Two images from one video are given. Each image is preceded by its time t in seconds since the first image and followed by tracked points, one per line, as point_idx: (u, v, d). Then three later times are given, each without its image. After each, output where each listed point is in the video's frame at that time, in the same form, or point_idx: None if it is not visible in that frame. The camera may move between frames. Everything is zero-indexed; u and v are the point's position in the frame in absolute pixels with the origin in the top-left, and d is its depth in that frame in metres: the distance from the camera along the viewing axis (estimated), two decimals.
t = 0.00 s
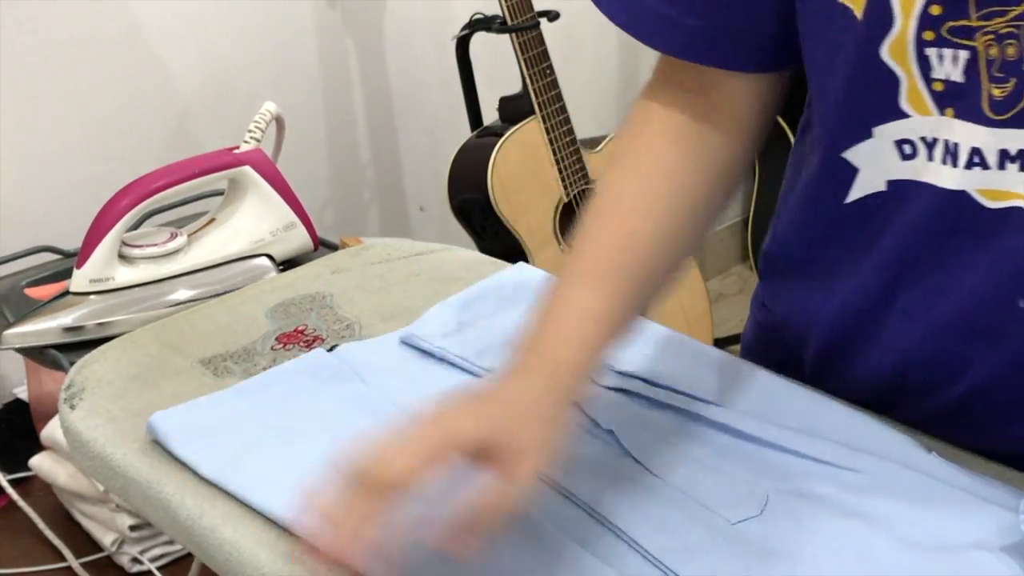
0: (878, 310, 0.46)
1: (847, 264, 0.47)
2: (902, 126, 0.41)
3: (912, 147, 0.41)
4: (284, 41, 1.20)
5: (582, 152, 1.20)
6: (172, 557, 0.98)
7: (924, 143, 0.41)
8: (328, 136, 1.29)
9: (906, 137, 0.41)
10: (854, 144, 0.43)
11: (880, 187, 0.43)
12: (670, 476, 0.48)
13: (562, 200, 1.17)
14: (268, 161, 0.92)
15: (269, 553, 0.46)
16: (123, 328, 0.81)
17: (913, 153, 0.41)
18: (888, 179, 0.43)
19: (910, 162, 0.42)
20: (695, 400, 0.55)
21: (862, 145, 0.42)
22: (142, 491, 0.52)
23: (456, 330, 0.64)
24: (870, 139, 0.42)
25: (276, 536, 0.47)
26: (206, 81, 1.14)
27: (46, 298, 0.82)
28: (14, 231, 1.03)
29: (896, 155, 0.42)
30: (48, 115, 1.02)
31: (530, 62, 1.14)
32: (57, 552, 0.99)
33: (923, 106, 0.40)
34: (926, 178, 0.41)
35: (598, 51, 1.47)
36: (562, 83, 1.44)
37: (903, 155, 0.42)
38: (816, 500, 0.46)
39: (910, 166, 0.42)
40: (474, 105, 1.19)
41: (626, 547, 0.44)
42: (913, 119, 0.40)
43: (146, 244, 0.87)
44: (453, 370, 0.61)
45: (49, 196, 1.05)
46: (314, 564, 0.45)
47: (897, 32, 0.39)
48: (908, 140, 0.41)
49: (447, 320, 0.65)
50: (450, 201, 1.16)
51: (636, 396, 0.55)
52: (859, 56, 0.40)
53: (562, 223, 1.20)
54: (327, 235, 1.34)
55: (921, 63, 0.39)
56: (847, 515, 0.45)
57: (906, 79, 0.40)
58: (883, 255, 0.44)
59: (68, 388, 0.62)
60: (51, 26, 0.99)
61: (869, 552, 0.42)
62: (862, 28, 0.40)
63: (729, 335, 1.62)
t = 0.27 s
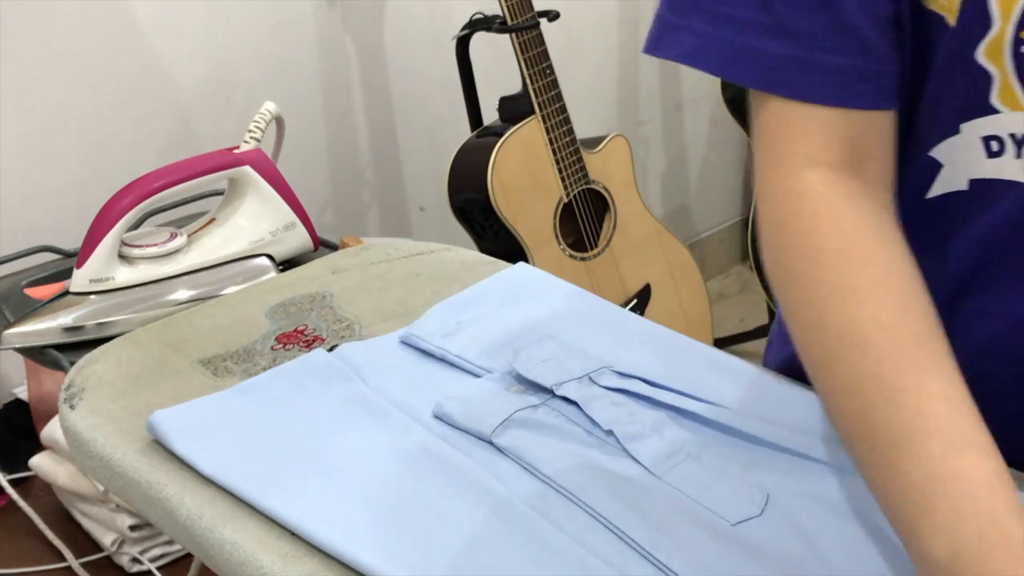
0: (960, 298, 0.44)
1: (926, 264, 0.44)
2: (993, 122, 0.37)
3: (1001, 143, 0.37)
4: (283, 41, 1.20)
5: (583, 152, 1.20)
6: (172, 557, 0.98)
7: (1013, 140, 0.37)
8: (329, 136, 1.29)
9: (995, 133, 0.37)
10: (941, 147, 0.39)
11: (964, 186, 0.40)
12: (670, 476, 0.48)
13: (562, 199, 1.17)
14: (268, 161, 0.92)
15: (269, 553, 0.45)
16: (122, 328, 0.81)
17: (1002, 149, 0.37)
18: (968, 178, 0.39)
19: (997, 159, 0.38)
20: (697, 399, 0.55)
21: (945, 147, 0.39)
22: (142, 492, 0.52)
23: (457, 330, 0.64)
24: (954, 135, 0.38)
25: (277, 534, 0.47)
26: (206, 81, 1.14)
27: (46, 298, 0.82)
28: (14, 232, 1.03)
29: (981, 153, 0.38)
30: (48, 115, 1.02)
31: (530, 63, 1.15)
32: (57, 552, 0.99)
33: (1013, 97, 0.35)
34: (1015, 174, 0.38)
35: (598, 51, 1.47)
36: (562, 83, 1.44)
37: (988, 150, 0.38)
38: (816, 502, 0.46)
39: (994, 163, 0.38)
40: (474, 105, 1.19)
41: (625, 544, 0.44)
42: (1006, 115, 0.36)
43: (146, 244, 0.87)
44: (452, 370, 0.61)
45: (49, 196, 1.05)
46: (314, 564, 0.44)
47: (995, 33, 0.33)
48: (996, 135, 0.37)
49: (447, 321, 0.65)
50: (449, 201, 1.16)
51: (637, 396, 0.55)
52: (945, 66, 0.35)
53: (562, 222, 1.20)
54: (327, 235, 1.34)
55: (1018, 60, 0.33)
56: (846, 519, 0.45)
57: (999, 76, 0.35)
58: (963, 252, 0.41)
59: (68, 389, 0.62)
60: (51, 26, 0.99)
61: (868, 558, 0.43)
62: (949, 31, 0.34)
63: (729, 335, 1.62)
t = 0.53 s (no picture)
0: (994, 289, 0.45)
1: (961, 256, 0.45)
2: None
3: None
4: (283, 41, 1.20)
5: (583, 152, 1.21)
6: (172, 557, 0.98)
7: None
8: (329, 136, 1.29)
9: None
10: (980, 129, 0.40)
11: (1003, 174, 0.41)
12: (670, 475, 0.48)
13: (562, 199, 1.18)
14: (268, 161, 0.92)
15: (270, 553, 0.45)
16: (122, 328, 0.81)
17: None
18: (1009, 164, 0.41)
19: None
20: (697, 399, 0.55)
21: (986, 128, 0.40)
22: (143, 492, 0.52)
23: (457, 330, 0.64)
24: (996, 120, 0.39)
25: (278, 534, 0.47)
26: (205, 81, 1.14)
27: (46, 298, 0.82)
28: (13, 232, 1.03)
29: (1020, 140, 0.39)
30: (47, 115, 1.02)
31: (530, 63, 1.15)
32: (57, 552, 0.99)
33: None
34: None
35: (598, 51, 1.47)
36: (562, 83, 1.44)
37: None
38: (817, 501, 0.46)
39: None
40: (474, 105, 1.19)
41: (625, 542, 0.44)
42: None
43: (146, 244, 0.87)
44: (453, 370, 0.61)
45: (49, 196, 1.05)
46: (314, 564, 0.44)
47: None
48: None
49: (448, 321, 0.65)
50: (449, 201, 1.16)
51: (637, 396, 0.55)
52: (993, 46, 0.37)
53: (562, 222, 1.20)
54: (327, 235, 1.34)
55: None
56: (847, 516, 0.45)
57: None
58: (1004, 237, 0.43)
59: (68, 388, 0.62)
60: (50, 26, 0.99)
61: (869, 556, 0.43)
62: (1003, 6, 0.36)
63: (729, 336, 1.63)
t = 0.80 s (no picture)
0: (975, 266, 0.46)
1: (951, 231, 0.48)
2: (1015, 75, 0.44)
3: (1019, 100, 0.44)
4: (283, 41, 1.20)
5: (583, 152, 1.21)
6: (172, 557, 0.98)
7: None
8: (329, 135, 1.29)
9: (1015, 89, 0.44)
10: (966, 91, 0.46)
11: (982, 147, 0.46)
12: (670, 475, 0.49)
13: (562, 199, 1.18)
14: (268, 161, 0.92)
15: (269, 552, 0.45)
16: (122, 328, 0.81)
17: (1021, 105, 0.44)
18: (987, 138, 0.45)
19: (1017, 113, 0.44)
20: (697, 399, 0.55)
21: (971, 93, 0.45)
22: (143, 492, 0.52)
23: (457, 330, 0.64)
24: (978, 87, 0.45)
25: (280, 535, 0.47)
26: (205, 81, 1.14)
27: (46, 298, 0.82)
28: (13, 233, 1.03)
29: (1003, 108, 0.44)
30: (48, 116, 1.02)
31: (530, 63, 1.15)
32: (57, 552, 0.99)
33: None
34: None
35: (598, 50, 1.47)
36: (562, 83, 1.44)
37: (1008, 107, 0.44)
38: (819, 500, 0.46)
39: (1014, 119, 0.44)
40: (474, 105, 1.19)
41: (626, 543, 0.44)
42: None
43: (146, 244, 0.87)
44: (453, 371, 0.61)
45: (49, 196, 1.05)
46: (314, 564, 0.45)
47: None
48: (1015, 93, 0.44)
49: (448, 321, 0.65)
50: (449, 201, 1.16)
51: (637, 395, 0.55)
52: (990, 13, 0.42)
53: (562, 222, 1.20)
54: (327, 235, 1.34)
55: None
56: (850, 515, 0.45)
57: None
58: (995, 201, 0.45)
59: (68, 388, 0.62)
60: (50, 27, 0.99)
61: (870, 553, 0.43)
62: None
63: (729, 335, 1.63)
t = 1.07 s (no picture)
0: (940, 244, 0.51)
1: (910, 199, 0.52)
2: (971, 58, 0.47)
3: (974, 82, 0.47)
4: (283, 41, 1.20)
5: (583, 152, 1.21)
6: (172, 557, 0.98)
7: (988, 78, 0.46)
8: (329, 135, 1.29)
9: (972, 72, 0.47)
10: (930, 70, 0.49)
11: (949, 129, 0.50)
12: (670, 475, 0.49)
13: (562, 200, 1.18)
14: (268, 161, 0.92)
15: (269, 552, 0.45)
16: (123, 328, 0.81)
17: (975, 88, 0.47)
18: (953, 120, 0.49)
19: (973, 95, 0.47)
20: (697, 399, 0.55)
21: (936, 72, 0.49)
22: (143, 492, 0.52)
23: (458, 330, 0.64)
24: (941, 66, 0.48)
25: (280, 535, 0.47)
26: (205, 81, 1.14)
27: (46, 298, 0.82)
28: (13, 233, 1.03)
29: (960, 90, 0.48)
30: (48, 116, 1.02)
31: (530, 63, 1.15)
32: (57, 552, 0.99)
33: (993, 39, 0.46)
34: (988, 113, 0.47)
35: (598, 50, 1.47)
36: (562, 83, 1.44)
37: (964, 90, 0.47)
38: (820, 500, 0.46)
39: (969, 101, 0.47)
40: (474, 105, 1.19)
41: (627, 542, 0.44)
42: (982, 52, 0.46)
43: (146, 244, 0.87)
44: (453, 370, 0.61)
45: (49, 196, 1.05)
46: (314, 563, 0.45)
47: None
48: (971, 75, 0.47)
49: (448, 321, 0.65)
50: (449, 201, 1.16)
51: (637, 396, 0.55)
52: None
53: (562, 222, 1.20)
54: (328, 235, 1.34)
55: None
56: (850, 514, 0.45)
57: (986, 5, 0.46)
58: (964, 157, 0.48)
59: (68, 388, 0.62)
60: (50, 28, 0.99)
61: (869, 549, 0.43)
62: None
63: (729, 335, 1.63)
